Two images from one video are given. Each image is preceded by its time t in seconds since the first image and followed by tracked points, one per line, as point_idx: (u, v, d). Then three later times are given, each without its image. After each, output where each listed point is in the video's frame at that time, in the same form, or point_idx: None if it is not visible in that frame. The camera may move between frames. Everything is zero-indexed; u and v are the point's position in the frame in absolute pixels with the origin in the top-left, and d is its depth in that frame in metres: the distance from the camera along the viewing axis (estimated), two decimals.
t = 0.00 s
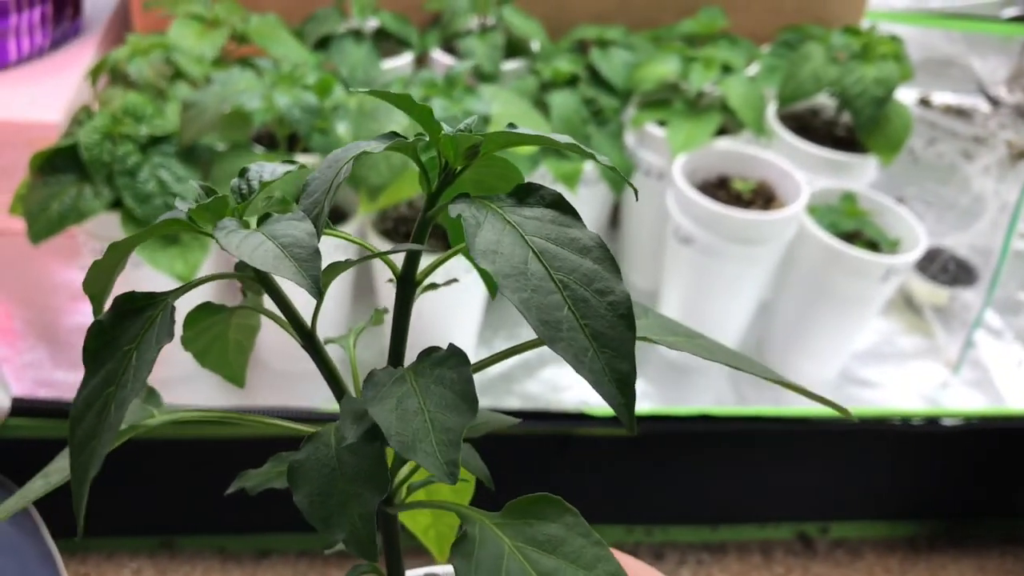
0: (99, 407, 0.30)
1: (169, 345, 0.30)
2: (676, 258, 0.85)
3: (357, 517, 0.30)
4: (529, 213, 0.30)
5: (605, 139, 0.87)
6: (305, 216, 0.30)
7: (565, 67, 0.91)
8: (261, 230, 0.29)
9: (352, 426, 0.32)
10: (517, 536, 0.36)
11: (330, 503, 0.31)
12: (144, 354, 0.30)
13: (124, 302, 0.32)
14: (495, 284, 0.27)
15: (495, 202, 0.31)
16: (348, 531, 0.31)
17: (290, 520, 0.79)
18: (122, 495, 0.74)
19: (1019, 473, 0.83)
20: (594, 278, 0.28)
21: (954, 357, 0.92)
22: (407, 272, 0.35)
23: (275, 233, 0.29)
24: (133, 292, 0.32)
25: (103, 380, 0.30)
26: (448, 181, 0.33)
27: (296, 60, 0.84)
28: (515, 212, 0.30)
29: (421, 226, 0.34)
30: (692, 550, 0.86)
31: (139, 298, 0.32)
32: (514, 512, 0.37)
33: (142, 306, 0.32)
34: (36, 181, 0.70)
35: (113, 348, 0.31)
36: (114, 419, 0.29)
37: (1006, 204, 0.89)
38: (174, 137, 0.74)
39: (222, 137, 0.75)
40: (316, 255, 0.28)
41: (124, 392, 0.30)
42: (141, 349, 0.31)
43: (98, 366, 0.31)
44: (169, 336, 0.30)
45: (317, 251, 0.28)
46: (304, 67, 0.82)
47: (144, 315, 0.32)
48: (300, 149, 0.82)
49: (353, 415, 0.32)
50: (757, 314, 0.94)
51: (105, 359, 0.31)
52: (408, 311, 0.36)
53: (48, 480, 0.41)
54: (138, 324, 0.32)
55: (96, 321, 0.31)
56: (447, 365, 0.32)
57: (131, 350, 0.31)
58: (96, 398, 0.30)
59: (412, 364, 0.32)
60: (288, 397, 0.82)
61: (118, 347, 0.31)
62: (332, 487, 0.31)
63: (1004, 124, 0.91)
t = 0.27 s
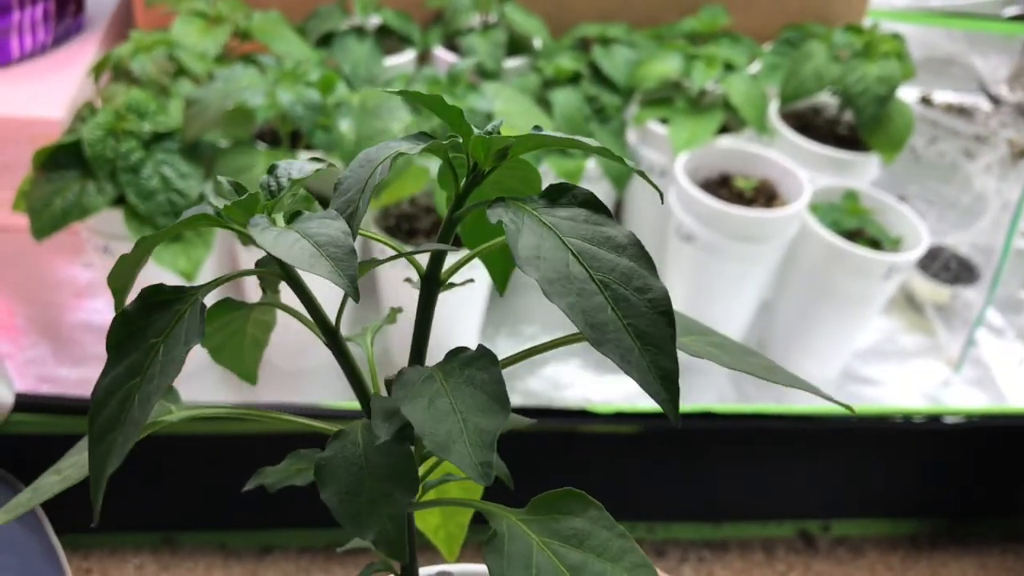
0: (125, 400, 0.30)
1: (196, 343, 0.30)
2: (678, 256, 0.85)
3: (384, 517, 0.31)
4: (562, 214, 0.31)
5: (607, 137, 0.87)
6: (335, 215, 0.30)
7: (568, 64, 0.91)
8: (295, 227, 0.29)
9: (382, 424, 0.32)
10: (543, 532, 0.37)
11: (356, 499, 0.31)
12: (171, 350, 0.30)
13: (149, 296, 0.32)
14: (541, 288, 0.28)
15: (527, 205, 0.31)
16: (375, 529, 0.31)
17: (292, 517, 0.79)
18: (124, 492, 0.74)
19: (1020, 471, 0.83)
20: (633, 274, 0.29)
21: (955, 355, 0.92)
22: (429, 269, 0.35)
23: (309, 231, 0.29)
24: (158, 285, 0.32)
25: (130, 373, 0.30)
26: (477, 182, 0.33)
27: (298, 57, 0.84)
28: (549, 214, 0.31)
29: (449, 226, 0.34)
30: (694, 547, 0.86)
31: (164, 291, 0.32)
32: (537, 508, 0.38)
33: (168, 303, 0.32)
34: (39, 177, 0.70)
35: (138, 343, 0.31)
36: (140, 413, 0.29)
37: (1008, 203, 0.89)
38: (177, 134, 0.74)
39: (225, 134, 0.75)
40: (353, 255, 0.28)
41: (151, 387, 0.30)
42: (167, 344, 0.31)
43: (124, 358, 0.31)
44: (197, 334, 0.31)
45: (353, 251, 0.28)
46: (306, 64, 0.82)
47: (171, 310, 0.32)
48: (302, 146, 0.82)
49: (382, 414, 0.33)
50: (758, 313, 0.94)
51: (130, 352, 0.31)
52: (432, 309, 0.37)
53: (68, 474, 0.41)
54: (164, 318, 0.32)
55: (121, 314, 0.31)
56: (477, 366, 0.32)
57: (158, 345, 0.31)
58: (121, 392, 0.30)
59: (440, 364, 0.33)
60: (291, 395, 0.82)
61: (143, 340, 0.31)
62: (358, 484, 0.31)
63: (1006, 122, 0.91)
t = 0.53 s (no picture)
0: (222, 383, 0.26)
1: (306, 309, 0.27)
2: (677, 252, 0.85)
3: (507, 465, 0.29)
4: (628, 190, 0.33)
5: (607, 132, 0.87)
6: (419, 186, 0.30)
7: (567, 60, 0.91)
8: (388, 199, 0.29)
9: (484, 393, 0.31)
10: (613, 486, 0.37)
11: (470, 446, 0.29)
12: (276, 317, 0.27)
13: (230, 274, 0.28)
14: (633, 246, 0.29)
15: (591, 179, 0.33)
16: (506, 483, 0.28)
17: (291, 512, 0.79)
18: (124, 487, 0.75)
19: (1017, 466, 0.83)
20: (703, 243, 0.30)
21: (954, 350, 0.93)
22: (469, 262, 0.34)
23: (403, 202, 0.29)
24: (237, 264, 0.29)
25: (225, 353, 0.26)
26: (525, 161, 0.32)
27: (297, 52, 0.84)
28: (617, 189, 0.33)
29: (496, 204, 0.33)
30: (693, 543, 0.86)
31: (245, 268, 0.28)
32: (599, 472, 0.39)
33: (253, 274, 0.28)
34: (37, 171, 0.70)
35: (224, 321, 0.27)
36: (259, 388, 0.25)
37: (1006, 199, 0.89)
38: (176, 128, 0.74)
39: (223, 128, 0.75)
40: (455, 222, 0.28)
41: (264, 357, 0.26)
42: (268, 316, 0.27)
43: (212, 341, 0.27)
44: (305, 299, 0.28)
45: (455, 219, 0.28)
46: (305, 59, 0.82)
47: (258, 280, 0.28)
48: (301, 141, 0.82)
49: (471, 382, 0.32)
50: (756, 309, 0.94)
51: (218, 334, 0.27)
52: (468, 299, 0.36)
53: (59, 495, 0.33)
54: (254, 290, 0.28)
55: (200, 299, 0.27)
56: (558, 327, 0.32)
57: (254, 316, 0.27)
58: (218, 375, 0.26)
59: (505, 333, 0.33)
60: (290, 389, 0.82)
61: (229, 320, 0.27)
62: (470, 432, 0.29)
63: (1004, 119, 0.90)
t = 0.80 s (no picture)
0: (260, 364, 0.26)
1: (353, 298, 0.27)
2: (676, 247, 0.85)
3: (545, 439, 0.28)
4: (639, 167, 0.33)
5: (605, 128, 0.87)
6: (448, 168, 0.29)
7: (565, 55, 0.91)
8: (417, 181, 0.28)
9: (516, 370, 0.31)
10: (627, 460, 0.37)
11: (504, 419, 0.29)
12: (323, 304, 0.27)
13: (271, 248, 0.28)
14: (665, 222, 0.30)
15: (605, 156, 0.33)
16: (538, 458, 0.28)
17: (289, 507, 0.79)
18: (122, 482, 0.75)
19: (1015, 461, 0.84)
20: (708, 220, 0.32)
21: (951, 346, 0.93)
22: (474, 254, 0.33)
23: (433, 182, 0.28)
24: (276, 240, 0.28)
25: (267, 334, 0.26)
26: (532, 151, 0.32)
27: (296, 48, 0.84)
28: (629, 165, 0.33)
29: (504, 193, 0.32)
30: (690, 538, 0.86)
31: (286, 243, 0.28)
32: (612, 444, 0.38)
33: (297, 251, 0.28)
34: (36, 167, 0.70)
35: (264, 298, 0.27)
36: (298, 369, 0.26)
37: (1004, 194, 0.89)
38: (174, 124, 0.74)
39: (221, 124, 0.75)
40: (492, 204, 0.27)
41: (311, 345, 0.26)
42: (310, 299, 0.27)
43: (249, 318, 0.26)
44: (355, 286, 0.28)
45: (491, 199, 0.27)
46: (303, 55, 0.82)
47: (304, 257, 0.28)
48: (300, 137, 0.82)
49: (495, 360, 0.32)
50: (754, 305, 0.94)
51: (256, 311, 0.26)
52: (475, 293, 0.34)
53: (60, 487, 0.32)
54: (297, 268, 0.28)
55: (239, 272, 0.27)
56: (581, 310, 0.33)
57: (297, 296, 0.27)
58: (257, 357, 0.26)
59: (527, 315, 0.33)
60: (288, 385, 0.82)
61: (268, 297, 0.27)
62: (504, 406, 0.29)
63: (1002, 114, 0.91)
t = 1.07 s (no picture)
0: (262, 358, 0.25)
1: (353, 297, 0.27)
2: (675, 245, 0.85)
3: (546, 434, 0.28)
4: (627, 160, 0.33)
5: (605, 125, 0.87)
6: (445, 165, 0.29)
7: (564, 53, 0.91)
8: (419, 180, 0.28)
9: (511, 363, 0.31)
10: (623, 456, 0.37)
11: (504, 412, 0.29)
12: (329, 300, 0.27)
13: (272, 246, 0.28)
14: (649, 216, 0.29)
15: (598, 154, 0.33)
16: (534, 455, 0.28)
17: (289, 505, 0.79)
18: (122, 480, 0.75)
19: (1013, 458, 0.84)
20: (699, 219, 0.31)
21: (950, 343, 0.92)
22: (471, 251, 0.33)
23: (428, 178, 0.28)
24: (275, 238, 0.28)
25: (272, 323, 0.26)
26: (527, 150, 0.32)
27: (294, 46, 0.84)
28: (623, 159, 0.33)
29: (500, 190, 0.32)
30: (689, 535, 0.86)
31: (287, 242, 0.28)
32: (606, 439, 0.38)
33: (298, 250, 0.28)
34: (34, 165, 0.70)
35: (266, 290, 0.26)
36: (300, 361, 0.25)
37: (1003, 192, 0.89)
38: (173, 122, 0.74)
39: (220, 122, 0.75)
40: (489, 198, 0.27)
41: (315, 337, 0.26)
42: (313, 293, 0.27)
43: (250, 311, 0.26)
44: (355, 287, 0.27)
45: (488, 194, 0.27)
46: (302, 52, 0.82)
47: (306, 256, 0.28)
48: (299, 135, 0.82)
49: (494, 357, 0.32)
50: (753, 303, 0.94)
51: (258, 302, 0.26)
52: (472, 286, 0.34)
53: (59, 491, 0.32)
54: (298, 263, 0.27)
55: (239, 268, 0.26)
56: (576, 307, 0.32)
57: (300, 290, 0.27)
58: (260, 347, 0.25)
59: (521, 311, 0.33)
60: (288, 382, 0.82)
61: (268, 294, 0.27)
62: (505, 400, 0.29)
63: (1001, 112, 0.91)
